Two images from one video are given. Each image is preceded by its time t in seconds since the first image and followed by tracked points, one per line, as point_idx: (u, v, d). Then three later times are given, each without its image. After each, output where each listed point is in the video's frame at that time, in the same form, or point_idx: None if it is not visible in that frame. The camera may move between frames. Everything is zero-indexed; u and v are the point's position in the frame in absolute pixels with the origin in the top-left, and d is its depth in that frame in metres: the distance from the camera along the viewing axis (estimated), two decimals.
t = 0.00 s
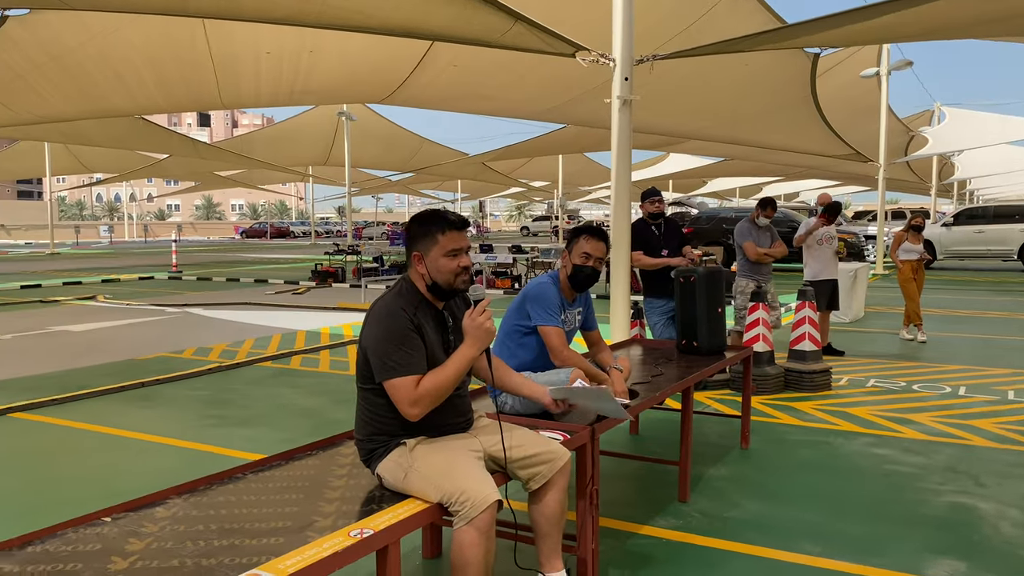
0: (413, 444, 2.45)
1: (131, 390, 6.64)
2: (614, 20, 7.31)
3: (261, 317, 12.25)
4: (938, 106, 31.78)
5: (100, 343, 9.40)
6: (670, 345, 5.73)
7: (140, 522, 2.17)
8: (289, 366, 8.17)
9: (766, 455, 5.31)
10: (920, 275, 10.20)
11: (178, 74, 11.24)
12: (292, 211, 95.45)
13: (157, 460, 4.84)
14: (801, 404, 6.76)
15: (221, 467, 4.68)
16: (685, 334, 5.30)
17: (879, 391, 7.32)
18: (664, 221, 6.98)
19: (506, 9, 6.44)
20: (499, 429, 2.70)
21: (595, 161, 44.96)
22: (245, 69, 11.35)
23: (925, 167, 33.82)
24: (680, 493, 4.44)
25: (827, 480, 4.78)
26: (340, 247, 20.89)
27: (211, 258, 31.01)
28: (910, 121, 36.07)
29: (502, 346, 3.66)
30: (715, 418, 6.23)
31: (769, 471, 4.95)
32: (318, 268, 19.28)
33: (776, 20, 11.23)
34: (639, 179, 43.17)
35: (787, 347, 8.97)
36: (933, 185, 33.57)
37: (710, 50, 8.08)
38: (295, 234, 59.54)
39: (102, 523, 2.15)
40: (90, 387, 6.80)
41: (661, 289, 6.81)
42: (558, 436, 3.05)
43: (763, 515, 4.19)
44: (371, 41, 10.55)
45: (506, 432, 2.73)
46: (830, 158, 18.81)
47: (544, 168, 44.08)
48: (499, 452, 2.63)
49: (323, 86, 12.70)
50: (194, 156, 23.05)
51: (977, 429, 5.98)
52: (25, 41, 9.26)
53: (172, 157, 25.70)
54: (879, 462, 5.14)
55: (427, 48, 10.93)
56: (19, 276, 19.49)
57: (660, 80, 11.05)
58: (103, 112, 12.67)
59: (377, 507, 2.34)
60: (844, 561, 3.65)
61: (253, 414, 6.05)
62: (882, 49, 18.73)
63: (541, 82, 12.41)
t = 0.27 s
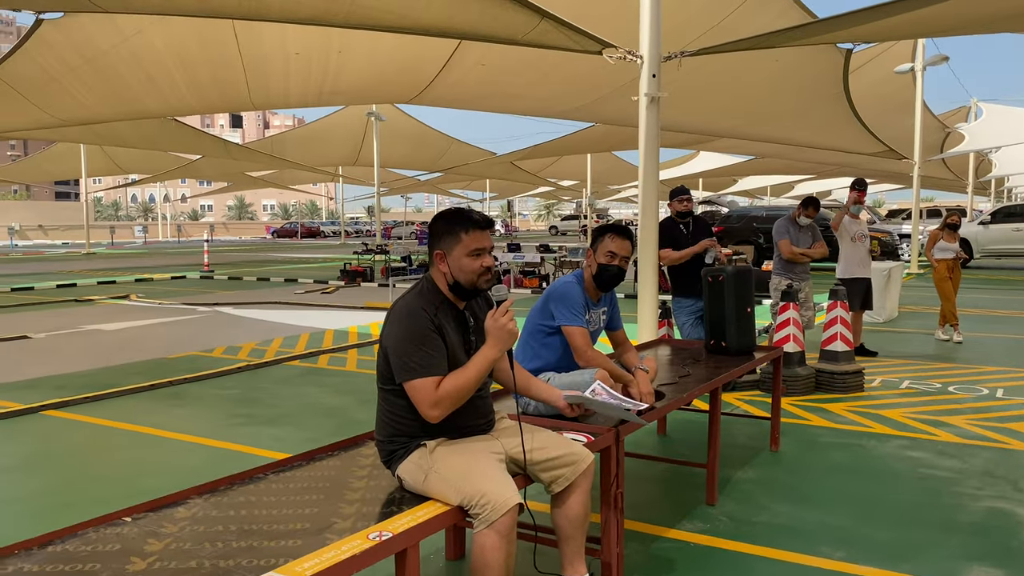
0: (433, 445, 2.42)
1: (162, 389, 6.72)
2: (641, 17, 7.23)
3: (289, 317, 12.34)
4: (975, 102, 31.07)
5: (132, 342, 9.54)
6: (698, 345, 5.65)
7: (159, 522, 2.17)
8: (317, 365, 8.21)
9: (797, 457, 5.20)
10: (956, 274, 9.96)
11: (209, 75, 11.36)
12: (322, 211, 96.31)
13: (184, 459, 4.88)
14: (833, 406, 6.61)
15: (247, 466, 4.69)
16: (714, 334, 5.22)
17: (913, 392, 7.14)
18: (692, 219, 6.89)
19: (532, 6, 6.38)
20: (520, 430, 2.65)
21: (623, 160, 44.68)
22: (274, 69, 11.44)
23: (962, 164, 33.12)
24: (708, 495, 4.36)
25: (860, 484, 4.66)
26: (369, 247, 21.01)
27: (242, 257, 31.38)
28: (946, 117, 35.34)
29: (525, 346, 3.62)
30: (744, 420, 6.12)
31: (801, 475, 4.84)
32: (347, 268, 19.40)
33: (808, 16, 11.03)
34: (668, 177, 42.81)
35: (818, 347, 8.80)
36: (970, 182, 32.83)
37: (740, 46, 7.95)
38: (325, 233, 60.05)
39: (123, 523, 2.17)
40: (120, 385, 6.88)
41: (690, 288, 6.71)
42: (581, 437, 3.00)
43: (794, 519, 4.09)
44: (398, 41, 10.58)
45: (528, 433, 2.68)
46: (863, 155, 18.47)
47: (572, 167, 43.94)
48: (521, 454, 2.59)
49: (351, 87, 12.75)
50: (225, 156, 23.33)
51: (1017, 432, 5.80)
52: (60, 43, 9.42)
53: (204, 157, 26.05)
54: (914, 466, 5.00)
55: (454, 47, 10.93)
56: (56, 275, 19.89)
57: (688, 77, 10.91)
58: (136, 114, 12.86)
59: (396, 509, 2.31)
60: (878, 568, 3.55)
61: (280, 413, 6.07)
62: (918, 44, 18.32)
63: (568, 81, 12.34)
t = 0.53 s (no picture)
0: (443, 452, 2.36)
1: (173, 390, 6.71)
2: (655, 14, 7.14)
3: (302, 317, 12.34)
4: (993, 99, 30.68)
5: (145, 343, 9.55)
6: (714, 347, 5.56)
7: (162, 531, 2.13)
8: (329, 366, 8.18)
9: (814, 461, 5.10)
10: (976, 273, 9.79)
11: (222, 76, 11.37)
12: (336, 211, 96.65)
13: (195, 461, 4.84)
14: (851, 408, 6.49)
15: (257, 469, 4.65)
16: (730, 335, 5.13)
17: (933, 394, 7.01)
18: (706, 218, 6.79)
19: (544, 3, 6.31)
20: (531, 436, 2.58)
21: (637, 159, 44.51)
22: (286, 70, 11.44)
23: (980, 162, 32.70)
24: (724, 500, 4.27)
25: (880, 489, 4.55)
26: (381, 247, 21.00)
27: (256, 258, 31.49)
28: (963, 114, 34.93)
29: (538, 349, 3.55)
30: (760, 422, 6.02)
31: (818, 479, 4.74)
32: (360, 268, 19.40)
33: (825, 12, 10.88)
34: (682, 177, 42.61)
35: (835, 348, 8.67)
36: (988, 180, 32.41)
37: (755, 43, 7.84)
38: (338, 234, 60.26)
39: (126, 532, 2.13)
40: (132, 387, 6.88)
41: (704, 288, 6.62)
42: (595, 442, 2.93)
43: (812, 525, 4.00)
44: (409, 40, 10.54)
45: (539, 439, 2.61)
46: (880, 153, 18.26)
47: (585, 166, 43.80)
48: (532, 461, 2.52)
49: (363, 87, 12.73)
50: (239, 157, 23.41)
51: None
52: (74, 45, 9.46)
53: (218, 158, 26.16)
54: (935, 470, 4.88)
55: (466, 46, 10.89)
56: (72, 275, 20.04)
57: (702, 75, 10.80)
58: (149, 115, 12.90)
59: (405, 517, 2.25)
60: None
61: (291, 414, 6.04)
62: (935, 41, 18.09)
63: (581, 80, 12.25)
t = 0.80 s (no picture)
0: (446, 462, 2.28)
1: (176, 393, 6.65)
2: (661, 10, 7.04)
3: (306, 318, 12.28)
4: (1000, 95, 30.50)
5: (148, 344, 9.50)
6: (722, 348, 5.47)
7: (156, 546, 2.06)
8: (332, 368, 8.12)
9: (825, 464, 5.02)
10: (986, 272, 9.68)
11: (224, 76, 11.32)
12: (340, 211, 96.73)
13: (195, 465, 4.78)
14: (861, 409, 6.40)
15: (258, 474, 4.59)
16: (738, 337, 5.04)
17: (944, 394, 6.91)
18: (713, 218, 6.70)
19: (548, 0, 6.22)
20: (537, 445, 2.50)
21: (641, 157, 44.40)
22: (288, 70, 11.37)
23: (986, 158, 32.53)
24: (734, 506, 4.19)
25: (893, 493, 4.47)
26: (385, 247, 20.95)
27: (260, 257, 31.51)
28: (969, 111, 34.74)
29: (544, 354, 3.47)
30: (769, 425, 5.93)
31: (830, 483, 4.66)
32: (363, 268, 19.34)
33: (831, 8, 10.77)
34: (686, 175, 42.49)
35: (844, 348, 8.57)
36: (995, 176, 32.20)
37: (762, 39, 7.73)
38: (343, 233, 60.26)
39: (119, 546, 2.06)
40: (134, 389, 6.82)
41: (711, 288, 6.52)
42: (603, 450, 2.85)
43: (825, 531, 3.92)
44: (412, 39, 10.47)
45: (546, 448, 2.53)
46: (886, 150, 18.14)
47: (589, 165, 43.71)
48: (539, 471, 2.44)
49: (366, 86, 12.66)
50: (242, 157, 23.38)
51: None
52: (75, 45, 9.41)
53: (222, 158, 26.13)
54: (948, 474, 4.80)
55: (470, 44, 10.81)
56: (77, 276, 20.05)
57: (707, 73, 10.71)
58: (152, 115, 12.85)
59: (408, 530, 2.18)
60: None
61: (293, 417, 5.97)
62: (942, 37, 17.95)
63: (585, 78, 12.16)
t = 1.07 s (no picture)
0: (446, 464, 2.21)
1: (174, 392, 6.57)
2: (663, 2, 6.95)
3: (305, 315, 12.21)
4: (1001, 90, 30.38)
5: (147, 343, 9.43)
6: (726, 344, 5.40)
7: (146, 551, 1.98)
8: (332, 366, 8.04)
9: (831, 463, 4.94)
10: (990, 266, 9.60)
11: (222, 73, 11.22)
12: (340, 208, 96.65)
13: (192, 465, 4.71)
14: (867, 406, 6.33)
15: (256, 474, 4.51)
16: (743, 333, 4.97)
17: (950, 391, 6.84)
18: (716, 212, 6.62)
19: None
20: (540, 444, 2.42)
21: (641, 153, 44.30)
22: (287, 66, 11.28)
23: (987, 153, 32.42)
24: (740, 505, 4.12)
25: (903, 492, 4.39)
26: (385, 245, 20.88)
27: (260, 255, 31.45)
28: (970, 105, 34.63)
29: (546, 351, 3.40)
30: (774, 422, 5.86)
31: (837, 482, 4.58)
32: (363, 266, 19.26)
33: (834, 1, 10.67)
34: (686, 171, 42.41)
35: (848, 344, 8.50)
36: (997, 171, 32.09)
37: (765, 31, 7.64)
38: (343, 231, 60.15)
39: (107, 552, 1.97)
40: (132, 389, 6.74)
41: (715, 284, 6.45)
42: (608, 450, 2.78)
43: (834, 531, 3.84)
44: (411, 35, 10.37)
45: (549, 448, 2.45)
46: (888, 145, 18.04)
47: (589, 161, 43.60)
48: (543, 472, 2.37)
49: (365, 82, 12.56)
50: (242, 154, 23.28)
51: None
52: (71, 41, 9.31)
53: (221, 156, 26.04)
54: (957, 471, 4.72)
55: (469, 40, 10.72)
56: (77, 275, 19.99)
57: (708, 67, 10.62)
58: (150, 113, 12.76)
59: (408, 534, 2.10)
60: None
61: (292, 416, 5.89)
62: (943, 30, 17.85)
63: (585, 73, 12.07)
